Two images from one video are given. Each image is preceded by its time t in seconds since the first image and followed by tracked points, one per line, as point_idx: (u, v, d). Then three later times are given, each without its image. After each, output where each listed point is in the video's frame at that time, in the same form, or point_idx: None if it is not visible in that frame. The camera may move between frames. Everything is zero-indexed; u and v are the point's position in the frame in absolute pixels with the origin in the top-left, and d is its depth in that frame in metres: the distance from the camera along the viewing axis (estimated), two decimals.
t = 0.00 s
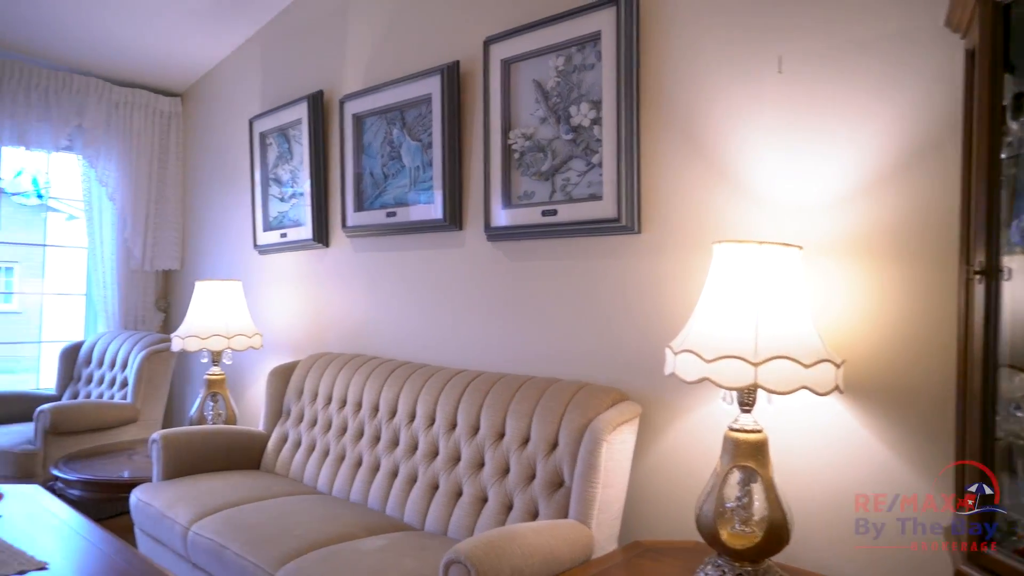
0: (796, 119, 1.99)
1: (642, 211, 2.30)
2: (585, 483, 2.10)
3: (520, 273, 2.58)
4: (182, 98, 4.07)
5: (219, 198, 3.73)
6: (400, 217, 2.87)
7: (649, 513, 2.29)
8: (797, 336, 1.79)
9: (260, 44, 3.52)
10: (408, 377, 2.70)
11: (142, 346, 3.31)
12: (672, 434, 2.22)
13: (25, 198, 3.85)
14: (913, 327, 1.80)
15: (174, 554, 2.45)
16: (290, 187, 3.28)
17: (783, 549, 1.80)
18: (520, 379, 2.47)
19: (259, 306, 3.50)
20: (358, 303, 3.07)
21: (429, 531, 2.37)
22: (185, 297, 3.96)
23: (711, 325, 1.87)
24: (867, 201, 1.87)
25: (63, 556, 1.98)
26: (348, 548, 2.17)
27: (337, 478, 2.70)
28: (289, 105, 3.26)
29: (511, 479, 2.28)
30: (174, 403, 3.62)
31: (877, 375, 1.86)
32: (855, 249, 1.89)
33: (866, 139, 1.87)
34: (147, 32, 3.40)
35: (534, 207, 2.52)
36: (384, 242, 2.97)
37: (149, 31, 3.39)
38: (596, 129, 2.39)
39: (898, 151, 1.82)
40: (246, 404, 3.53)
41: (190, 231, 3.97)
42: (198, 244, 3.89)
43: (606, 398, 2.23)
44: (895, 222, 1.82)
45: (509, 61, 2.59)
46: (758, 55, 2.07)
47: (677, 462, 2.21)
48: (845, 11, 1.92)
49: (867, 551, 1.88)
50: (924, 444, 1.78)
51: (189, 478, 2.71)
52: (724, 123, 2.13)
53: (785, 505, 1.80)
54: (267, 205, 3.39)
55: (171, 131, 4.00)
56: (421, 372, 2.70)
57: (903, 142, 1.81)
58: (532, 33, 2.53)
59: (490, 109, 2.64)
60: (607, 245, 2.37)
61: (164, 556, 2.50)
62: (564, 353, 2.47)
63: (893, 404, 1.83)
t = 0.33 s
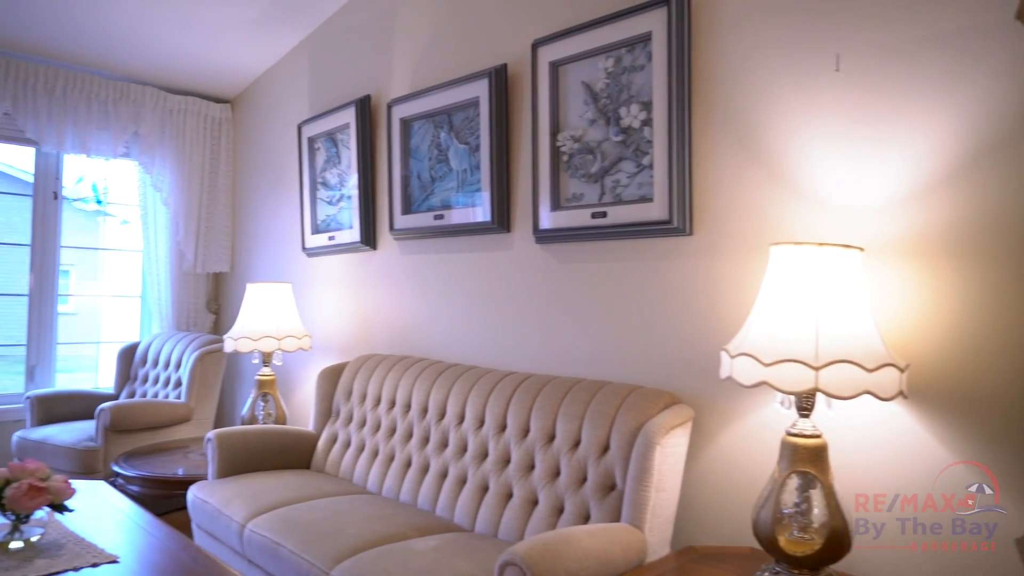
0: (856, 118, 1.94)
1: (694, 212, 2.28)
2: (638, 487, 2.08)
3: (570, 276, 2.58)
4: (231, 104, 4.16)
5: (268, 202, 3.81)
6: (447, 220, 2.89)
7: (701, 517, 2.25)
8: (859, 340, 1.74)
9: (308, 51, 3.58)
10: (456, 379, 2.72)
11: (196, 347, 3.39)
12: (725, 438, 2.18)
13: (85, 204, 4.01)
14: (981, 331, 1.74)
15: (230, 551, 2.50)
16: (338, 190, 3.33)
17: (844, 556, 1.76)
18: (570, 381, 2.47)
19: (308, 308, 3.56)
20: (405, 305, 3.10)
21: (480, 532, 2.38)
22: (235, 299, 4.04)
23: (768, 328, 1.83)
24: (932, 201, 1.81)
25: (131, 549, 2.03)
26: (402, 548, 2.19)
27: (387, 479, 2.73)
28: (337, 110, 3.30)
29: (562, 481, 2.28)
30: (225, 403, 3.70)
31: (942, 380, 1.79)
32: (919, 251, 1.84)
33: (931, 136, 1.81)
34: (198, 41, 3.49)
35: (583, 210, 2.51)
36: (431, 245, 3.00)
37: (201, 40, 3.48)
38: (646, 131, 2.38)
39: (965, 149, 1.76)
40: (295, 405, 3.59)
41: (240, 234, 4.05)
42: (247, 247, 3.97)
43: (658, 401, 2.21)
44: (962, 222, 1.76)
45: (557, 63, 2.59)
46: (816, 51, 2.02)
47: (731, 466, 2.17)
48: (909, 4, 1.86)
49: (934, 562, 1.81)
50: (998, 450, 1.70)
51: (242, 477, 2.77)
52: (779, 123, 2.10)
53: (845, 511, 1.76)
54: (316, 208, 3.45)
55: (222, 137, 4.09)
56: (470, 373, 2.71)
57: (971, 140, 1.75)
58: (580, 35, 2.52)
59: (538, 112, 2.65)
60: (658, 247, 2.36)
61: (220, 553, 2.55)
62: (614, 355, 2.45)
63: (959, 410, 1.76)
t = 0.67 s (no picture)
0: (923, 114, 1.88)
1: (751, 213, 2.24)
2: (694, 492, 2.05)
3: (622, 278, 2.56)
4: (282, 110, 4.25)
5: (319, 206, 3.87)
6: (497, 223, 2.90)
7: (759, 523, 2.21)
8: (929, 344, 1.68)
9: (358, 57, 3.63)
10: (508, 382, 2.72)
11: (249, 348, 3.46)
12: (783, 443, 2.14)
13: (144, 209, 4.13)
14: None
15: (287, 549, 2.54)
16: (388, 194, 3.37)
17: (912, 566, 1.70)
18: (623, 384, 2.45)
19: (358, 310, 3.61)
20: (455, 307, 3.12)
21: (533, 535, 2.38)
22: (286, 301, 4.12)
23: (833, 331, 1.78)
24: (1005, 200, 1.74)
25: (198, 544, 2.08)
26: (457, 549, 2.20)
27: (438, 480, 2.75)
28: (386, 114, 3.35)
29: (617, 485, 2.26)
30: (278, 403, 3.77)
31: (1017, 387, 1.71)
32: (992, 252, 1.76)
33: (1005, 132, 1.74)
34: (250, 50, 3.57)
35: (636, 212, 2.50)
36: (481, 247, 3.01)
37: (253, 49, 3.56)
38: (701, 131, 2.35)
39: None
40: (346, 405, 3.64)
41: (291, 238, 4.13)
42: (299, 250, 4.04)
43: (715, 405, 2.18)
44: None
45: (608, 65, 2.58)
46: (880, 47, 1.97)
47: (791, 473, 2.12)
48: None
49: None
50: None
51: (295, 476, 2.81)
52: (839, 122, 2.05)
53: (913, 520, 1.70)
54: (366, 211, 3.50)
55: (273, 143, 4.18)
56: (521, 376, 2.72)
57: None
58: (632, 36, 2.51)
59: (589, 113, 2.64)
60: (714, 249, 2.32)
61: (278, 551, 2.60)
62: (668, 358, 2.43)
63: None
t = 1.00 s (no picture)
0: (1004, 109, 1.80)
1: (817, 214, 2.19)
2: (761, 498, 2.00)
3: (681, 280, 2.54)
4: (337, 115, 4.33)
5: (374, 209, 3.93)
6: (553, 225, 2.91)
7: (826, 531, 2.15)
8: (1015, 347, 1.59)
9: (412, 61, 3.68)
10: (565, 384, 2.72)
11: (307, 349, 3.53)
12: (853, 450, 2.08)
13: (205, 213, 4.20)
14: None
15: (348, 547, 2.58)
16: (442, 197, 3.40)
17: None
18: (684, 388, 2.42)
19: (413, 311, 3.65)
20: (510, 309, 3.14)
21: (593, 538, 2.37)
22: (342, 302, 4.19)
23: (909, 334, 1.71)
24: None
25: (268, 541, 2.12)
26: (518, 551, 2.20)
27: (496, 481, 2.76)
28: (441, 117, 3.38)
29: (679, 489, 2.23)
30: (335, 402, 3.84)
31: None
32: None
33: None
34: (306, 57, 3.64)
35: (696, 213, 2.47)
36: (537, 249, 3.02)
37: (310, 56, 3.63)
38: (764, 131, 2.31)
39: None
40: (401, 405, 3.69)
41: (347, 241, 4.20)
42: (354, 252, 4.11)
43: (780, 409, 2.13)
44: None
45: (667, 65, 2.56)
46: (957, 40, 1.89)
47: (858, 479, 2.07)
48: None
49: None
50: None
51: (354, 476, 2.86)
52: (912, 119, 1.98)
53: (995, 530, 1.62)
54: (421, 214, 3.54)
55: (329, 147, 4.26)
56: (579, 379, 2.71)
57: None
58: (692, 36, 2.48)
59: (648, 114, 2.62)
60: (778, 250, 2.28)
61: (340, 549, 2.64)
62: (730, 362, 2.39)
63: None
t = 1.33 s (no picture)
0: None
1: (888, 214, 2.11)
2: (831, 506, 1.94)
3: (744, 282, 2.49)
4: (391, 119, 4.40)
5: (428, 211, 3.97)
6: (609, 227, 2.91)
7: (898, 542, 2.08)
8: None
9: (466, 65, 3.71)
10: (624, 387, 2.71)
11: (363, 350, 3.58)
12: (930, 459, 2.00)
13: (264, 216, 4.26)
14: None
15: (408, 548, 2.61)
16: (497, 199, 3.42)
17: None
18: (747, 392, 2.38)
19: (468, 313, 3.68)
20: (566, 310, 3.14)
21: (653, 543, 2.33)
22: (396, 304, 4.24)
23: (993, 339, 1.64)
24: None
25: (335, 539, 2.16)
26: (580, 555, 2.18)
27: (553, 484, 2.76)
28: (495, 120, 3.39)
29: (743, 495, 2.19)
30: (390, 402, 3.89)
31: None
32: None
33: None
34: (362, 63, 3.70)
35: (760, 214, 2.42)
36: (594, 251, 3.01)
37: (365, 62, 3.69)
38: (831, 129, 2.24)
39: None
40: (456, 406, 3.72)
41: (401, 243, 4.26)
42: (408, 254, 4.16)
43: (850, 415, 2.07)
44: None
45: (728, 64, 2.52)
46: None
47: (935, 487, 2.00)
48: None
49: None
50: None
51: (412, 476, 2.90)
52: (994, 114, 1.89)
53: None
54: (475, 216, 3.56)
55: (383, 151, 4.32)
56: (638, 382, 2.69)
57: None
58: (754, 34, 2.43)
59: (708, 114, 2.58)
60: (845, 252, 2.21)
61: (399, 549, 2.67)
62: (795, 366, 2.34)
63: None
